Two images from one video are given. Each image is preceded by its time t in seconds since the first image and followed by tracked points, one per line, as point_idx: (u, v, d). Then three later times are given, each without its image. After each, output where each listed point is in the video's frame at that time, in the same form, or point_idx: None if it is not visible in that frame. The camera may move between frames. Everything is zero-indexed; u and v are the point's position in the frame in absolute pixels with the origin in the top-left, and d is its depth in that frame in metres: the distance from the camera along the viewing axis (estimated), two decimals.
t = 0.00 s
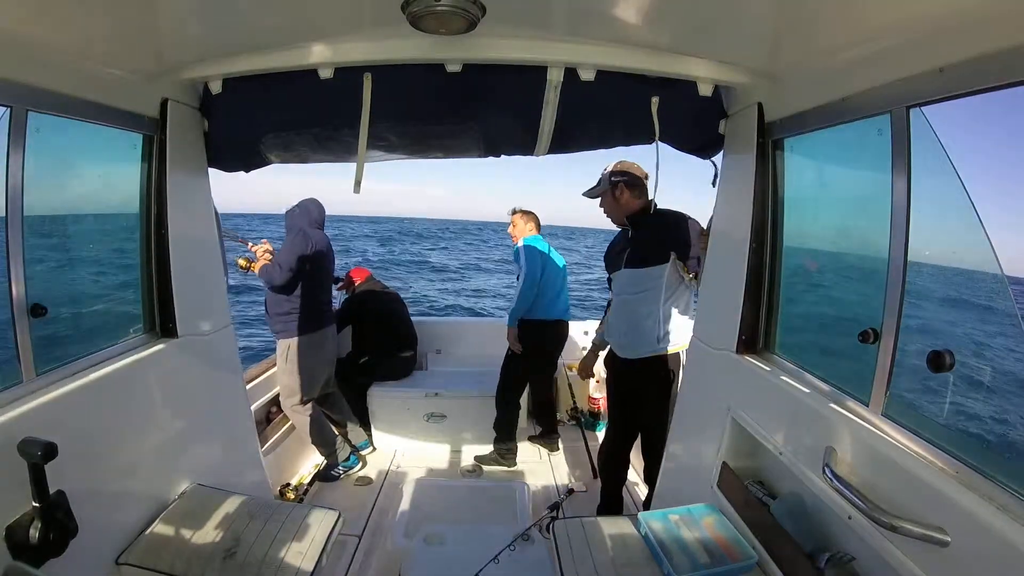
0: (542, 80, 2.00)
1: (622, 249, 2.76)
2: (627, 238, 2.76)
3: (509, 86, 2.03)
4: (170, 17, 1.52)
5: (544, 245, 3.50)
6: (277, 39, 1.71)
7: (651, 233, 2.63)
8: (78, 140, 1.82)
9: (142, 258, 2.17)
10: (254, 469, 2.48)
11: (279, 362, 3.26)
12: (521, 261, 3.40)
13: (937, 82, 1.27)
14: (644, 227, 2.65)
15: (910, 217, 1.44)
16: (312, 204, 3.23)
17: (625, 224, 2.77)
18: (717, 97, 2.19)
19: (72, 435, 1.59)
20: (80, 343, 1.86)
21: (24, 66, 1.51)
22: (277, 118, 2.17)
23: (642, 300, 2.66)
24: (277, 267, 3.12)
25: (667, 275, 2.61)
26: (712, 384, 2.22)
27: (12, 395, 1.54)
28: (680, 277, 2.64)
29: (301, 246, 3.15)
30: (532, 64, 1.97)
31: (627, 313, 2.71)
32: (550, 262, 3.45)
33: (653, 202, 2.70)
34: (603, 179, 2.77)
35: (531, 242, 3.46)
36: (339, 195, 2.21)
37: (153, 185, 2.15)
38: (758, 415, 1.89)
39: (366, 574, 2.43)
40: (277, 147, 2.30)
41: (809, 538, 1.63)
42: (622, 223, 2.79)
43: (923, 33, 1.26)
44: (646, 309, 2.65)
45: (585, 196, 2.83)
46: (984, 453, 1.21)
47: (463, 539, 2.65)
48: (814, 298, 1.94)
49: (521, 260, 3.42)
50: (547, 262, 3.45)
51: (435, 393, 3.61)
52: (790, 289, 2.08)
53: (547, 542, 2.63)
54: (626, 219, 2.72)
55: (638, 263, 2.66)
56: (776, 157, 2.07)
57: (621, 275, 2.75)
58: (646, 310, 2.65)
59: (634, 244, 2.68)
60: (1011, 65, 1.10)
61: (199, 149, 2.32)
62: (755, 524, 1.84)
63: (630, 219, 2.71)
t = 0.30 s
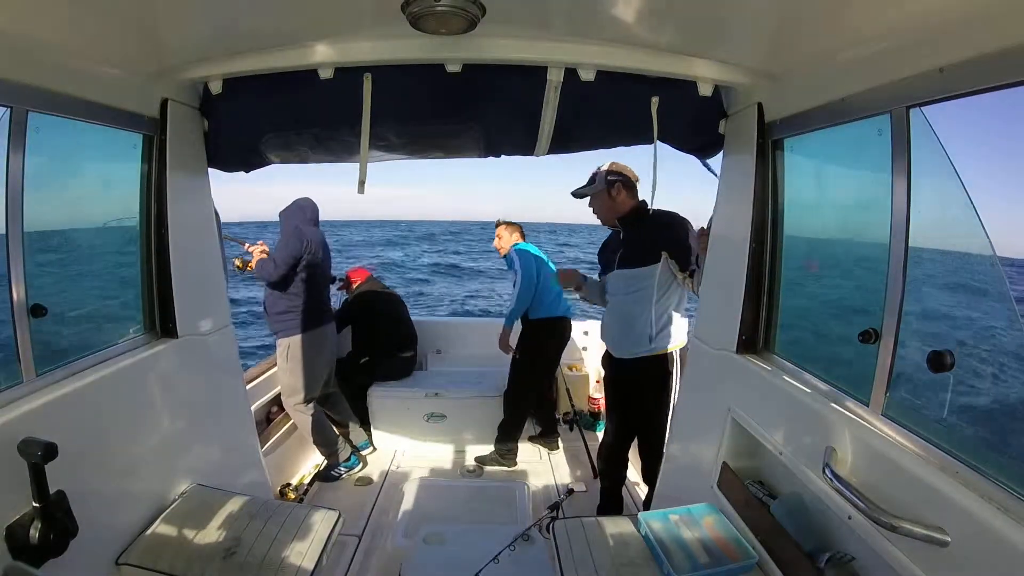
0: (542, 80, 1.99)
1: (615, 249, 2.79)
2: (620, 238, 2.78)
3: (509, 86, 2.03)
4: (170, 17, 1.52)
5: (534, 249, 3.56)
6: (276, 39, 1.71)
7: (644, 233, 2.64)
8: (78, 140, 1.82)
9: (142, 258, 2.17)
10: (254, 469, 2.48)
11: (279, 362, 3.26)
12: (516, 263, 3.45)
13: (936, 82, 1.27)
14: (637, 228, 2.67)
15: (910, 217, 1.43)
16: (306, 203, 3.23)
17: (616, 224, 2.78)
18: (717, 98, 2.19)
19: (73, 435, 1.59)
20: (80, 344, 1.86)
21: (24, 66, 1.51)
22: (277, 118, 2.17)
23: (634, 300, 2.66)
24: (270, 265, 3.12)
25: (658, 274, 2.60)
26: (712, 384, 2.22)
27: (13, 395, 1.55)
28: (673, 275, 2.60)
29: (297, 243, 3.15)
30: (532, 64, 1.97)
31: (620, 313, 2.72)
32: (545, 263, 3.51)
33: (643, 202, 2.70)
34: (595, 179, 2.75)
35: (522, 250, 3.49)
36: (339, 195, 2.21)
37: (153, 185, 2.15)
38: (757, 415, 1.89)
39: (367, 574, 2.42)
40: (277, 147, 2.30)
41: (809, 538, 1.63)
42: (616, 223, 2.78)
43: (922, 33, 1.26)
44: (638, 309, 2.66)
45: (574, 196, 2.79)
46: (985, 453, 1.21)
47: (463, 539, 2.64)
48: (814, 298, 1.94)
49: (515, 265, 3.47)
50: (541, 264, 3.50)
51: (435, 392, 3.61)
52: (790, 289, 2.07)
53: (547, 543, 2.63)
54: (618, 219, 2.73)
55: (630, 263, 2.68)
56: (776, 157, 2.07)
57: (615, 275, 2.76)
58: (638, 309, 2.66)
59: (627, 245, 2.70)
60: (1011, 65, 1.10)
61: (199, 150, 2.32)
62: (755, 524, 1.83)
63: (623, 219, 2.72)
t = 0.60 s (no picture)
0: (542, 81, 1.99)
1: (611, 249, 2.75)
2: (616, 238, 2.76)
3: (508, 86, 2.03)
4: (170, 17, 1.52)
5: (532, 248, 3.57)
6: (276, 39, 1.71)
7: (643, 233, 2.63)
8: (78, 141, 1.82)
9: (142, 258, 2.17)
10: (254, 468, 2.48)
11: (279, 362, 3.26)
12: (514, 264, 3.45)
13: (937, 81, 1.27)
14: (637, 228, 2.65)
15: (910, 218, 1.43)
16: (300, 204, 3.24)
17: (615, 224, 2.76)
18: (717, 98, 2.19)
19: (73, 436, 1.59)
20: (80, 344, 1.86)
21: (24, 66, 1.51)
22: (277, 118, 2.17)
23: (634, 300, 2.66)
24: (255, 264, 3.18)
25: (659, 276, 2.62)
26: (711, 384, 2.22)
27: (13, 395, 1.55)
28: (673, 275, 2.64)
29: (283, 243, 3.18)
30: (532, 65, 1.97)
31: (620, 313, 2.72)
32: (544, 261, 3.51)
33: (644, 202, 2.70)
34: (589, 181, 2.73)
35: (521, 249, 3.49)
36: (340, 195, 2.21)
37: (153, 186, 2.15)
38: (758, 416, 1.89)
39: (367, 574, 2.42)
40: (277, 147, 2.30)
41: (809, 538, 1.63)
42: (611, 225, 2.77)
43: (923, 33, 1.26)
44: (638, 309, 2.66)
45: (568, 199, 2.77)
46: (985, 453, 1.21)
47: (463, 538, 2.64)
48: (814, 298, 1.94)
49: (513, 265, 3.46)
50: (540, 264, 3.50)
51: (435, 392, 3.60)
52: (790, 289, 2.07)
53: (547, 543, 2.63)
54: (616, 219, 2.73)
55: (629, 264, 2.67)
56: (776, 157, 2.07)
57: (613, 277, 2.75)
58: (638, 309, 2.66)
59: (626, 245, 2.68)
60: (1011, 65, 1.10)
61: (199, 150, 2.32)
62: (755, 524, 1.84)
63: (620, 220, 2.71)
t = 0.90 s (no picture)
0: (542, 81, 1.99)
1: (619, 249, 2.74)
2: (623, 239, 2.75)
3: (508, 86, 2.03)
4: (171, 16, 1.52)
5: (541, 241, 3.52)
6: (277, 39, 1.71)
7: (649, 233, 2.63)
8: (78, 141, 1.81)
9: (142, 258, 2.17)
10: (254, 468, 2.48)
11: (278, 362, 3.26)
12: (520, 259, 3.39)
13: (936, 82, 1.27)
14: (644, 228, 2.64)
15: (910, 217, 1.43)
16: (298, 205, 3.24)
17: (622, 225, 2.75)
18: (717, 98, 2.18)
19: (73, 436, 1.59)
20: (80, 344, 1.86)
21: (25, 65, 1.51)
22: (277, 119, 2.17)
23: (641, 300, 2.66)
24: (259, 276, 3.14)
25: (665, 277, 2.63)
26: (711, 384, 2.22)
27: (13, 395, 1.55)
28: (679, 278, 2.67)
29: (282, 247, 3.15)
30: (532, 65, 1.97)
31: (625, 314, 2.71)
32: (550, 257, 3.45)
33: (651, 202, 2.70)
34: (599, 180, 2.73)
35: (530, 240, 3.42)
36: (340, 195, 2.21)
37: (154, 186, 2.15)
38: (758, 416, 1.89)
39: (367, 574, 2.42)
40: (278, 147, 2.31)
41: (809, 538, 1.64)
42: (619, 224, 2.76)
43: (923, 33, 1.26)
44: (644, 309, 2.66)
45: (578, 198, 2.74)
46: (985, 454, 1.21)
47: (463, 539, 2.64)
48: (815, 298, 1.94)
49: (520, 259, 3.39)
50: (547, 258, 3.43)
51: (435, 393, 3.60)
52: (790, 290, 2.07)
53: (547, 542, 2.63)
54: (623, 219, 2.72)
55: (635, 264, 2.66)
56: (776, 157, 2.07)
57: (619, 276, 2.73)
58: (644, 309, 2.66)
59: (633, 245, 2.67)
60: (1011, 65, 1.10)
61: (199, 150, 2.32)
62: (755, 524, 1.84)
63: (628, 219, 2.70)
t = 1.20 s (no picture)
0: (542, 81, 2.00)
1: (634, 246, 2.74)
2: (639, 235, 2.74)
3: (508, 86, 2.03)
4: (171, 16, 1.52)
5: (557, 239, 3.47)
6: (277, 39, 1.71)
7: (663, 232, 2.62)
8: (78, 141, 1.82)
9: (142, 258, 2.17)
10: (254, 469, 2.48)
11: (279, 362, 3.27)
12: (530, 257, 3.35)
13: (936, 82, 1.27)
14: (658, 227, 2.63)
15: (910, 217, 1.43)
16: (305, 204, 3.24)
17: (637, 221, 2.74)
18: (717, 98, 2.19)
19: (73, 436, 1.59)
20: (81, 344, 1.86)
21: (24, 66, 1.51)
22: (277, 119, 2.17)
23: (651, 300, 2.68)
24: (265, 273, 3.16)
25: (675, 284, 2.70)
26: (710, 384, 2.23)
27: (13, 395, 1.55)
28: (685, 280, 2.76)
29: (288, 245, 3.16)
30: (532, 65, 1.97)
31: (631, 311, 2.72)
32: (560, 257, 3.42)
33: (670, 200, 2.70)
34: (623, 172, 2.72)
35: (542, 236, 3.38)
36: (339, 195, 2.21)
37: (154, 186, 2.15)
38: (758, 415, 1.89)
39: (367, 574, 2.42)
40: (278, 147, 2.31)
41: (809, 538, 1.64)
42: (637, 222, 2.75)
43: (923, 33, 1.26)
44: (652, 309, 2.67)
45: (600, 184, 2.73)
46: (984, 454, 1.21)
47: (464, 539, 2.65)
48: (815, 298, 1.94)
49: (530, 255, 3.35)
50: (556, 259, 3.40)
51: (435, 393, 3.59)
52: (791, 291, 2.07)
53: (547, 543, 2.63)
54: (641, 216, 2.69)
55: (648, 263, 2.67)
56: (776, 157, 2.07)
57: (632, 275, 2.75)
58: (653, 310, 2.67)
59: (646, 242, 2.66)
60: (1011, 65, 1.10)
61: (199, 150, 2.32)
62: (754, 524, 1.84)
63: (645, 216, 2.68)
